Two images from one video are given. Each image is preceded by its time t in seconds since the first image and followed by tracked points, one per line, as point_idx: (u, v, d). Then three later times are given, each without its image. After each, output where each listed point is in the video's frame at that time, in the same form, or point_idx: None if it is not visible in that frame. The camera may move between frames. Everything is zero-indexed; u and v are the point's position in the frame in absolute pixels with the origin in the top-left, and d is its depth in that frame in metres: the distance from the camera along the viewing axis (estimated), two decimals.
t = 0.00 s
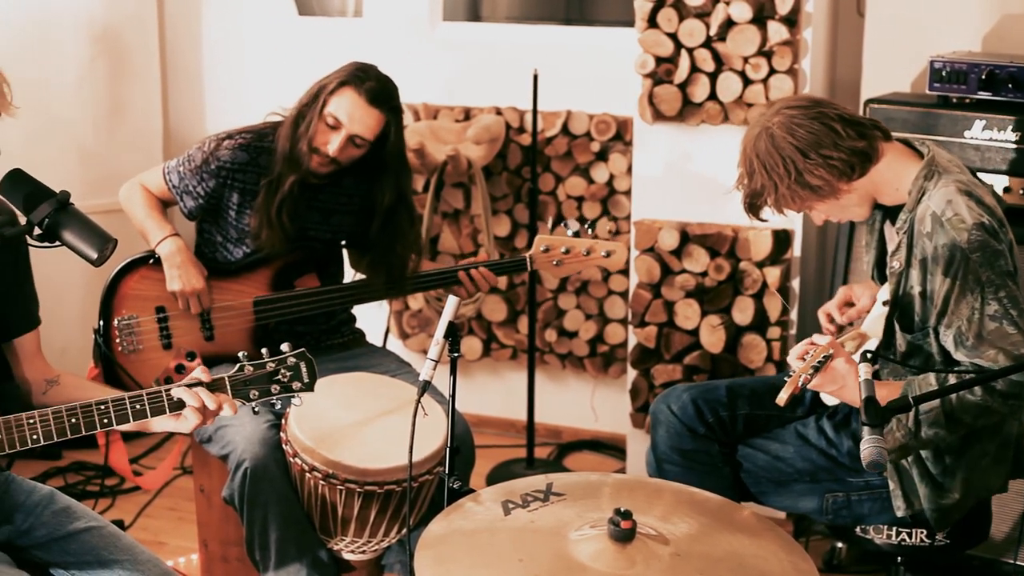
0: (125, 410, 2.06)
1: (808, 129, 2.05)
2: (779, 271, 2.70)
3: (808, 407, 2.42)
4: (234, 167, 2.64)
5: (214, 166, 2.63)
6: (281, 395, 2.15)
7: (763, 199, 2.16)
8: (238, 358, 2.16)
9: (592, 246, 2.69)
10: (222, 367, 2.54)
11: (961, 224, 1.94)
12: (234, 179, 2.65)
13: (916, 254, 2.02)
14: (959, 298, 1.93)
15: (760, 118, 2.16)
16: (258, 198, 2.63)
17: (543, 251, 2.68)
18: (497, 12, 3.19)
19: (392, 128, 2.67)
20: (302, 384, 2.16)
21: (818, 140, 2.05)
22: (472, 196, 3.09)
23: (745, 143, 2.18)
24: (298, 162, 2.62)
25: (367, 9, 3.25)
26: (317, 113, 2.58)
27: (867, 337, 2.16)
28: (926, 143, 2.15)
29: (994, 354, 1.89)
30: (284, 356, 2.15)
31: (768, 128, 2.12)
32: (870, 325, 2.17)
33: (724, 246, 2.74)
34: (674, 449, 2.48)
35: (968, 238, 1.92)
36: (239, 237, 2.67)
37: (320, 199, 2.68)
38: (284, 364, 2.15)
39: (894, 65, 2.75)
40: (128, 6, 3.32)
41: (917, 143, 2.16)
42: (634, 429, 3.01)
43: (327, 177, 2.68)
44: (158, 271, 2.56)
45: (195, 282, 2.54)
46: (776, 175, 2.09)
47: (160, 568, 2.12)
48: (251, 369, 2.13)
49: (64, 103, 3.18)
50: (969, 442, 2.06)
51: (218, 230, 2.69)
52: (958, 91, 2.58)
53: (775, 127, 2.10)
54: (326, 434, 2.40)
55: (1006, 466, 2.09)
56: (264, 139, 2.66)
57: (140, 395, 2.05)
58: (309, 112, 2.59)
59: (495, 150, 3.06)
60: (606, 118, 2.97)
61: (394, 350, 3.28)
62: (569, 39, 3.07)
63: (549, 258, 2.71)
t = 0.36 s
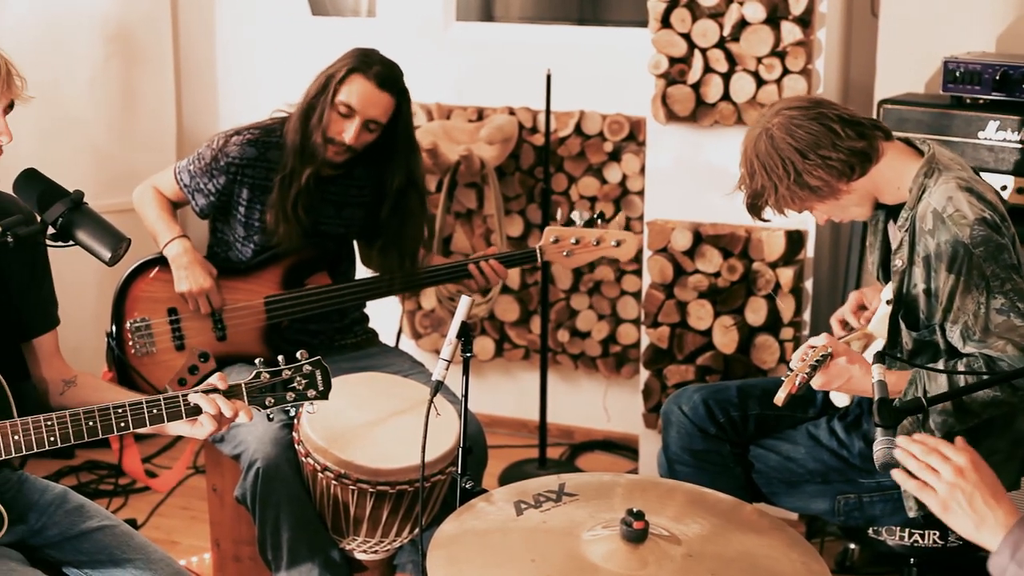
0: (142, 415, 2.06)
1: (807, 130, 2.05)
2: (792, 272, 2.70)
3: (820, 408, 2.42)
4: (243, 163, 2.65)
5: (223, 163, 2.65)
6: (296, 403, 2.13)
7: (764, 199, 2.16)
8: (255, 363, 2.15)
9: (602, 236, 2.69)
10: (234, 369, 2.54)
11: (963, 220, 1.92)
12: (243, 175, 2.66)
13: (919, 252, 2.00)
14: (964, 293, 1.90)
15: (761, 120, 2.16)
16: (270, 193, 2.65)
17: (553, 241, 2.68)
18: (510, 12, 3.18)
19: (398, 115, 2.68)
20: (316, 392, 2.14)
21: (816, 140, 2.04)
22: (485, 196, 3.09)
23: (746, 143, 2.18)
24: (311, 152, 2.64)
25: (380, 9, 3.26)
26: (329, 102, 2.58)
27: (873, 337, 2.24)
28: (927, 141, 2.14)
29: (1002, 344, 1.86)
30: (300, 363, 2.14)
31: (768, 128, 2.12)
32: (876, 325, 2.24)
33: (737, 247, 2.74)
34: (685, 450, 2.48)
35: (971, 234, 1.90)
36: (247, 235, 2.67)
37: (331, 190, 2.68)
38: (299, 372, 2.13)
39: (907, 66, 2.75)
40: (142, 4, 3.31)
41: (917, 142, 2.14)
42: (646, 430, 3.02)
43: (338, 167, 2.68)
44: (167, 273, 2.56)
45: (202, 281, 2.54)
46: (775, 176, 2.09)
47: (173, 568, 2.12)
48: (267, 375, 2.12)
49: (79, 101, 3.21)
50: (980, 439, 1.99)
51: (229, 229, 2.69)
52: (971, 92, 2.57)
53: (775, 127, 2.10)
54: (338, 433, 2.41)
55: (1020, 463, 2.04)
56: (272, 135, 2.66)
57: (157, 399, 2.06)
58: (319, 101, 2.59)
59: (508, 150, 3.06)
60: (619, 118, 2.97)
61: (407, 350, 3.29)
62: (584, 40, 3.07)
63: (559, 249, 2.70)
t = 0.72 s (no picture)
0: (157, 415, 2.06)
1: (791, 142, 2.03)
2: (807, 273, 2.70)
3: (830, 408, 2.43)
4: (245, 157, 2.62)
5: (226, 159, 2.62)
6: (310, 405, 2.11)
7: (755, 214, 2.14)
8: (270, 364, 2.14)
9: (609, 218, 2.70)
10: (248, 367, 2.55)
11: (951, 221, 1.90)
12: (247, 169, 2.63)
13: (908, 257, 1.97)
14: (957, 295, 1.89)
15: (748, 132, 2.13)
16: (277, 183, 2.63)
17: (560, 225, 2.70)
18: (524, 12, 3.16)
19: (395, 92, 2.74)
20: (330, 394, 2.12)
21: (802, 152, 2.02)
22: (499, 196, 3.09)
23: (733, 157, 2.15)
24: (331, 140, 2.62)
25: (395, 9, 3.26)
26: (342, 86, 2.56)
27: (875, 339, 2.22)
28: (915, 143, 2.11)
29: (997, 342, 1.85)
30: (316, 365, 2.11)
31: (754, 141, 2.10)
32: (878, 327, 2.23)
33: (752, 248, 2.75)
34: (694, 451, 2.48)
35: (960, 236, 1.88)
36: (255, 229, 2.67)
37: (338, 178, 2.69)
38: (314, 373, 2.12)
39: (922, 67, 2.74)
40: (159, 3, 3.33)
41: (906, 144, 2.11)
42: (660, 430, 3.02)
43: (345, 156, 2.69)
44: (176, 275, 2.58)
45: (210, 278, 2.54)
46: (765, 190, 2.07)
47: (186, 568, 2.12)
48: (281, 376, 2.11)
49: (95, 101, 3.22)
50: (988, 439, 1.97)
51: (238, 226, 2.70)
52: (986, 93, 2.56)
53: (761, 141, 2.08)
54: (352, 434, 2.40)
55: None
56: (272, 129, 2.64)
57: (172, 400, 2.05)
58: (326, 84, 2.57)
59: (522, 150, 3.06)
60: (633, 118, 2.97)
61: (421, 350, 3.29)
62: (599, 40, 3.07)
63: (567, 232, 2.73)
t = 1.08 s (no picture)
0: (175, 415, 2.06)
1: (804, 158, 2.02)
2: (823, 274, 2.71)
3: (846, 411, 2.42)
4: (249, 157, 2.63)
5: (230, 160, 2.63)
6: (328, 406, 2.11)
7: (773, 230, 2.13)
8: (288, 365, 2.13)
9: (616, 199, 2.76)
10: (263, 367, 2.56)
11: (969, 227, 1.89)
12: (251, 168, 2.64)
13: (926, 265, 1.96)
14: (977, 300, 1.88)
15: (761, 150, 2.13)
16: (282, 180, 2.65)
17: (568, 208, 2.70)
18: (541, 12, 3.19)
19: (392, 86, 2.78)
20: (347, 395, 2.12)
21: (815, 166, 2.01)
22: (515, 196, 3.10)
23: (748, 174, 2.15)
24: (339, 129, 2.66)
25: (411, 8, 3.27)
26: (349, 77, 2.63)
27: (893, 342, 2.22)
28: (929, 150, 2.10)
29: (1020, 346, 1.86)
30: (332, 366, 2.11)
31: (767, 158, 2.09)
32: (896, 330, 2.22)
33: (768, 249, 2.75)
34: (710, 453, 2.46)
35: (978, 241, 1.87)
36: (263, 227, 2.68)
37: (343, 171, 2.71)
38: (331, 375, 2.11)
39: (938, 68, 2.73)
40: (176, 3, 3.35)
41: (920, 151, 2.10)
42: (676, 431, 3.02)
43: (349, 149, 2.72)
44: (188, 276, 2.59)
45: (221, 278, 2.55)
46: (781, 208, 2.07)
47: (202, 566, 2.13)
48: (298, 377, 2.11)
49: (109, 102, 3.23)
50: (1008, 442, 1.98)
51: (245, 228, 2.71)
52: (1003, 94, 2.55)
53: (773, 159, 2.07)
54: (366, 433, 2.40)
55: None
56: (274, 125, 2.66)
57: (190, 400, 2.05)
58: (329, 78, 2.63)
59: (538, 151, 3.06)
60: (649, 119, 2.97)
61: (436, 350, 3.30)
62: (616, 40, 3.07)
63: (574, 216, 2.73)
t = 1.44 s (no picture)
0: (190, 411, 2.06)
1: (852, 149, 2.02)
2: (840, 275, 2.70)
3: (867, 411, 2.41)
4: (260, 156, 2.64)
5: (241, 159, 2.64)
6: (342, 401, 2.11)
7: (814, 219, 2.13)
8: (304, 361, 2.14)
9: (628, 191, 2.75)
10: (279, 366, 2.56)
11: (1016, 228, 1.90)
12: (262, 167, 2.65)
13: (969, 264, 1.97)
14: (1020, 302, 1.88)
15: (808, 138, 2.13)
16: (293, 178, 2.66)
17: (579, 202, 2.70)
18: (558, 12, 3.16)
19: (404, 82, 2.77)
20: (363, 391, 2.12)
21: (862, 158, 2.01)
22: (532, 196, 3.11)
23: (793, 162, 2.15)
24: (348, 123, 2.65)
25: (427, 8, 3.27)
26: (354, 71, 2.62)
27: (924, 341, 2.18)
28: (976, 150, 2.08)
29: None
30: (348, 362, 2.11)
31: (814, 147, 2.09)
32: (927, 330, 2.19)
33: (784, 250, 2.74)
34: (729, 454, 2.46)
35: None
36: (277, 226, 2.68)
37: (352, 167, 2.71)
38: (346, 371, 2.11)
39: (957, 70, 2.73)
40: (193, 3, 3.34)
41: (968, 151, 2.08)
42: (692, 432, 3.02)
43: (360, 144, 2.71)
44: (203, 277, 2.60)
45: (236, 277, 2.56)
46: (823, 197, 2.07)
47: (217, 565, 2.13)
48: (314, 374, 2.11)
49: (127, 101, 3.24)
50: None
51: (259, 228, 2.72)
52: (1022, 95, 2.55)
53: (821, 148, 2.07)
54: (382, 433, 2.40)
55: None
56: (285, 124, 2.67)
57: (205, 397, 2.05)
58: (335, 73, 2.63)
59: (554, 151, 3.06)
60: (666, 119, 2.97)
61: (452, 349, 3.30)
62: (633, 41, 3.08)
63: (587, 209, 2.73)
